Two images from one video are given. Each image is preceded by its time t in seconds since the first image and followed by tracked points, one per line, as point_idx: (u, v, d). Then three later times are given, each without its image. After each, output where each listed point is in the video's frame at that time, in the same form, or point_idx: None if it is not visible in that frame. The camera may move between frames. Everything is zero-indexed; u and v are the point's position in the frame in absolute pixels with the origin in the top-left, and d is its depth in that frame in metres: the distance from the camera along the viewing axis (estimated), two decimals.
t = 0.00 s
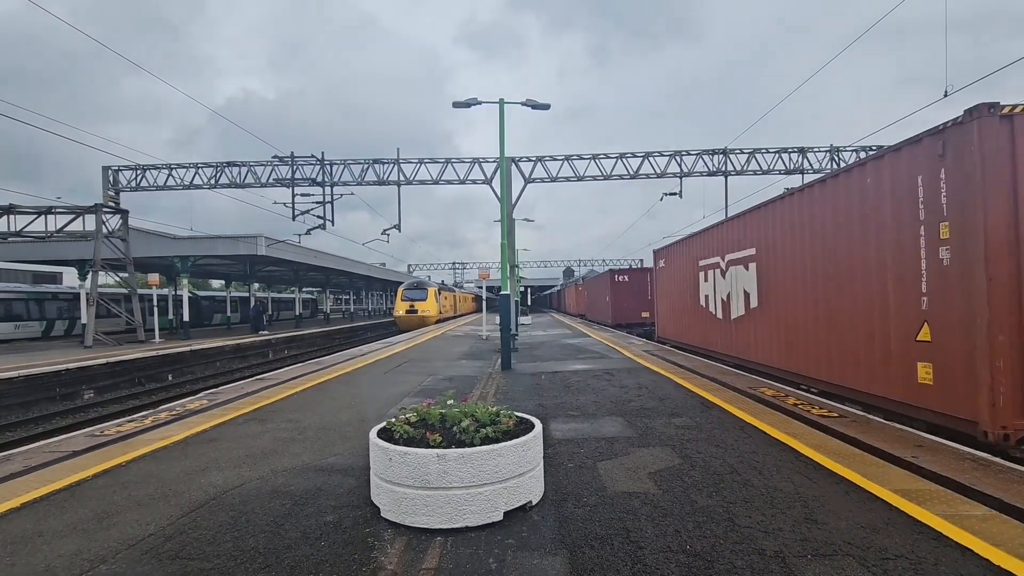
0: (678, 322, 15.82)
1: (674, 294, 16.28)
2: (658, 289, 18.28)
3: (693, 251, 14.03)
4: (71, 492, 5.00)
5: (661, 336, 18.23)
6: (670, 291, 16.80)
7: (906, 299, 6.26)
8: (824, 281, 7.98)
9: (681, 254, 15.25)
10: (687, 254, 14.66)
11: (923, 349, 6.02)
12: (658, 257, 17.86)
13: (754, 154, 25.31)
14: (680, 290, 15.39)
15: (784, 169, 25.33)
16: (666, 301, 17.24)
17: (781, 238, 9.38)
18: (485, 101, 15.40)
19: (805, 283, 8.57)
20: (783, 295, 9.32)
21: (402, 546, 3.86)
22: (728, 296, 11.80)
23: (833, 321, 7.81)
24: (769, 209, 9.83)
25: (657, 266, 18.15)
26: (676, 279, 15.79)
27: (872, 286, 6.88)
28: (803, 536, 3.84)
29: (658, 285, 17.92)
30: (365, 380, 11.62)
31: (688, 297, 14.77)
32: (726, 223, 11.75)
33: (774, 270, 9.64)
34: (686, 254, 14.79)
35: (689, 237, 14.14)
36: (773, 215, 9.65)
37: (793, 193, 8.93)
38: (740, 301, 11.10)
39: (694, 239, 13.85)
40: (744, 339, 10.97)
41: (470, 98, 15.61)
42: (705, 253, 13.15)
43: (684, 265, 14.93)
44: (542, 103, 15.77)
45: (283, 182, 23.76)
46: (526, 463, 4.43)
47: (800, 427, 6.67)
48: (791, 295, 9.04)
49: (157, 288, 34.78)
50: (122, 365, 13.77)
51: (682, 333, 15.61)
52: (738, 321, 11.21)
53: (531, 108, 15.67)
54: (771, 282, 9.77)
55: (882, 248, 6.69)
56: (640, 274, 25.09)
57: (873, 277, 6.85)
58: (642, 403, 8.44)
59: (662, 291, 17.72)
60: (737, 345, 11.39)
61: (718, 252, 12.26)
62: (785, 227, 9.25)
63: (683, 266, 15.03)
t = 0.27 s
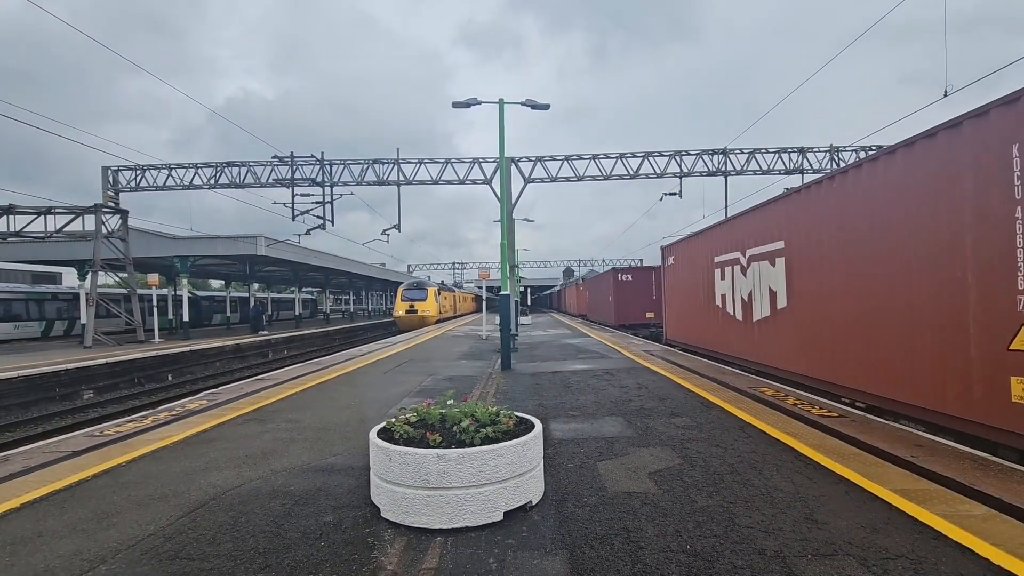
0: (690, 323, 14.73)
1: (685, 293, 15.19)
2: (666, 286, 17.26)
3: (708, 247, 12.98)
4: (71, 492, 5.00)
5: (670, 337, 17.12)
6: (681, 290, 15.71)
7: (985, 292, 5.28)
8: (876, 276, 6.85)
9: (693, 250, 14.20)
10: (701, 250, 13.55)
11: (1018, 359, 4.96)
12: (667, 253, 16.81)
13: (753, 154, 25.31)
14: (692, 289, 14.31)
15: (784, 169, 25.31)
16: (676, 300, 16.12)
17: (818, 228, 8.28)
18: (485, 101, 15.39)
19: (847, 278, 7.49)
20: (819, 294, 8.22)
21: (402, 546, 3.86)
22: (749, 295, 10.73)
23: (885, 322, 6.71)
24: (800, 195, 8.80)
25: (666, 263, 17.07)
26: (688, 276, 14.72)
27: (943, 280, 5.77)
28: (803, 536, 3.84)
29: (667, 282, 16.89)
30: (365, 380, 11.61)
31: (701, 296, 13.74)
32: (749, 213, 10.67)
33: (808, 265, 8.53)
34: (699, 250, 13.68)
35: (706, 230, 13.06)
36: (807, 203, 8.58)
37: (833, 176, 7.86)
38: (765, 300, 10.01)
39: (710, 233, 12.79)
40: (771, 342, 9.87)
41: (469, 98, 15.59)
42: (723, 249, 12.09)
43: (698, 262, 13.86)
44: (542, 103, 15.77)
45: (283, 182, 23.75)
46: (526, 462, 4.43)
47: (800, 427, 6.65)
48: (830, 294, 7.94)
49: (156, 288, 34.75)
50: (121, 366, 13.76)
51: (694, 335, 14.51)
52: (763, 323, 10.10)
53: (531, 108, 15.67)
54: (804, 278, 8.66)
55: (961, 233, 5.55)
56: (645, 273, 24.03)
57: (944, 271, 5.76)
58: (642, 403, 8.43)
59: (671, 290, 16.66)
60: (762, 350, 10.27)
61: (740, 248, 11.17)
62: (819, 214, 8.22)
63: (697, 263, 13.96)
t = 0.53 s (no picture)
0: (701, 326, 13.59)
1: (695, 293, 14.03)
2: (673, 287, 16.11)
3: (724, 242, 11.81)
4: (71, 491, 5.01)
5: (677, 341, 15.93)
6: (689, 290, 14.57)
7: None
8: (933, 268, 5.88)
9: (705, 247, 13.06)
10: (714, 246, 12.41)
11: None
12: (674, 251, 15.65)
13: (753, 154, 25.32)
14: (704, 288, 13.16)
15: (784, 168, 25.31)
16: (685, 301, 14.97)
17: (861, 215, 7.22)
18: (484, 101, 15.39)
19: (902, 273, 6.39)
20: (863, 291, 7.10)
21: (402, 546, 3.86)
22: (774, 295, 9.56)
23: (953, 323, 5.64)
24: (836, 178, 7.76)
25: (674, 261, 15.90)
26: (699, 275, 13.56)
27: None
28: (803, 535, 3.84)
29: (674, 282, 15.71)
30: (365, 380, 11.63)
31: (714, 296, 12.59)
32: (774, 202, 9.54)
33: (849, 258, 7.41)
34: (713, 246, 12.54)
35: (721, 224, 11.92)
36: (848, 185, 7.46)
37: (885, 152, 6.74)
38: (794, 299, 8.86)
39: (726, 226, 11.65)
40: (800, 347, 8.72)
41: (469, 98, 15.60)
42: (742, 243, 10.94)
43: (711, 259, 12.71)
44: (542, 103, 15.78)
45: (283, 182, 23.75)
46: (526, 462, 4.43)
47: (799, 427, 6.64)
48: (879, 291, 6.80)
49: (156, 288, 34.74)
50: (121, 365, 13.76)
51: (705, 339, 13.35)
52: (791, 326, 8.94)
53: (531, 108, 15.68)
54: (843, 273, 7.54)
55: None
56: (649, 272, 23.11)
57: None
58: (642, 403, 8.43)
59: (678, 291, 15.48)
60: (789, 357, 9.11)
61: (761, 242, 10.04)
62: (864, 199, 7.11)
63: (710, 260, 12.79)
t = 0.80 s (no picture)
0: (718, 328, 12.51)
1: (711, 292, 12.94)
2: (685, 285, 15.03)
3: (746, 236, 10.73)
4: (71, 491, 5.01)
5: (690, 344, 14.85)
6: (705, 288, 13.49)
7: None
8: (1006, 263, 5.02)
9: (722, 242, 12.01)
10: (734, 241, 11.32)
11: None
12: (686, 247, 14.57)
13: (753, 154, 25.34)
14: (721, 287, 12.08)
15: (784, 169, 25.32)
16: (698, 301, 13.89)
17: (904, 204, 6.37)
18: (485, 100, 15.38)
19: (972, 268, 5.41)
20: (919, 291, 6.10)
21: (402, 546, 3.86)
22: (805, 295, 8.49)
23: None
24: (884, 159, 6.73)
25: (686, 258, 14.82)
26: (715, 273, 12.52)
27: None
28: (802, 535, 3.84)
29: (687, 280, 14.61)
30: (365, 380, 11.63)
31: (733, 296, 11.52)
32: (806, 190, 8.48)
33: (897, 254, 6.46)
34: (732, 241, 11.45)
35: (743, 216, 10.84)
36: (899, 167, 6.47)
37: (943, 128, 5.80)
38: (828, 301, 7.88)
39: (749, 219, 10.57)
40: (839, 355, 7.67)
41: (469, 98, 15.60)
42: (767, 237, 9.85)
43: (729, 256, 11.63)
44: (542, 102, 15.78)
45: (283, 182, 23.75)
46: (526, 462, 4.43)
47: (799, 427, 6.65)
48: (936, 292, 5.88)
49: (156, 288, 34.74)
50: (121, 365, 13.76)
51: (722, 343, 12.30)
52: (827, 330, 7.90)
53: (531, 108, 15.68)
54: (892, 269, 6.53)
55: None
56: (654, 270, 22.40)
57: None
58: (642, 403, 8.43)
59: (691, 289, 14.39)
60: (824, 366, 8.06)
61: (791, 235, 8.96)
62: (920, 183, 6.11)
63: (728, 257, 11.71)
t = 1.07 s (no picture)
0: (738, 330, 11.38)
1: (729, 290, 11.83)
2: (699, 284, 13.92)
3: (773, 227, 9.58)
4: (71, 491, 5.01)
5: (704, 347, 13.74)
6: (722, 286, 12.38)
7: None
8: None
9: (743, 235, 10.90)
10: (757, 233, 10.21)
11: None
12: (700, 243, 13.48)
13: (753, 154, 25.37)
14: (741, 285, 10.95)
15: (784, 169, 25.32)
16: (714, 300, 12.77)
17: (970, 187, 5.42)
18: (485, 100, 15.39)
19: None
20: (1005, 287, 5.00)
21: (402, 546, 3.86)
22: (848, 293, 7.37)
23: None
24: (946, 133, 5.73)
25: (701, 254, 13.70)
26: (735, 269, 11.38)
27: None
28: (802, 535, 3.84)
29: (701, 278, 13.51)
30: (365, 380, 11.63)
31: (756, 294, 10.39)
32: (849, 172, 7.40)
33: (962, 244, 5.47)
34: (756, 233, 10.33)
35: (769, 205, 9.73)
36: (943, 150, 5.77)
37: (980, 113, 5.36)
38: (874, 301, 6.81)
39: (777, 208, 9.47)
40: (890, 363, 6.59)
41: (470, 98, 15.60)
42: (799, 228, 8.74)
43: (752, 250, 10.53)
44: (542, 103, 15.79)
45: (283, 182, 23.76)
46: (526, 462, 4.44)
47: (799, 427, 6.66)
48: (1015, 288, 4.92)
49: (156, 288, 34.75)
50: (121, 365, 13.77)
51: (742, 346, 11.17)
52: (875, 335, 6.80)
53: (531, 108, 15.69)
54: (961, 262, 5.48)
55: None
56: (659, 269, 21.91)
57: None
58: (642, 403, 8.42)
59: (706, 288, 13.27)
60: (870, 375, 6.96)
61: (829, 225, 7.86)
62: (1002, 157, 5.06)
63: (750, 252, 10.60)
